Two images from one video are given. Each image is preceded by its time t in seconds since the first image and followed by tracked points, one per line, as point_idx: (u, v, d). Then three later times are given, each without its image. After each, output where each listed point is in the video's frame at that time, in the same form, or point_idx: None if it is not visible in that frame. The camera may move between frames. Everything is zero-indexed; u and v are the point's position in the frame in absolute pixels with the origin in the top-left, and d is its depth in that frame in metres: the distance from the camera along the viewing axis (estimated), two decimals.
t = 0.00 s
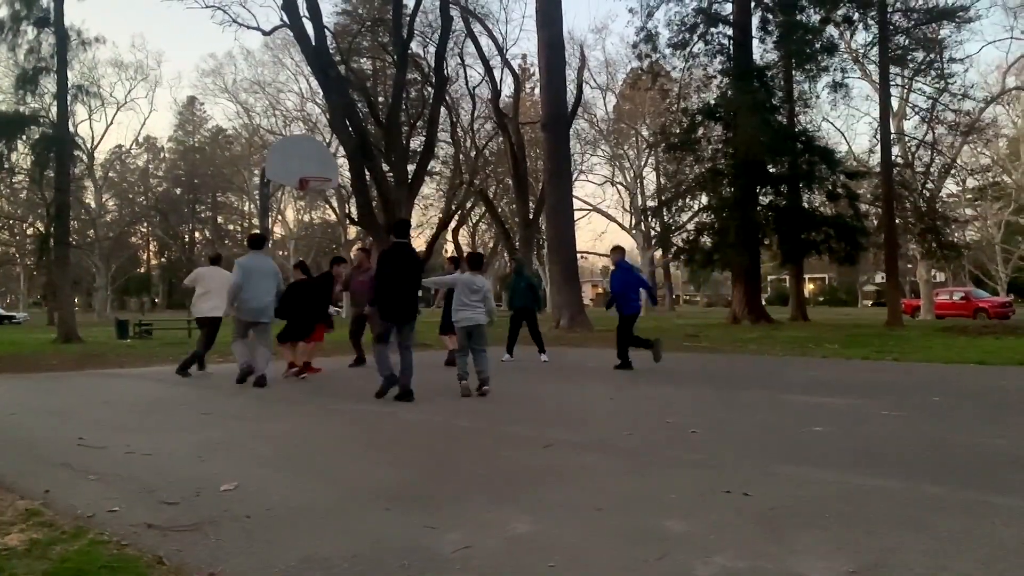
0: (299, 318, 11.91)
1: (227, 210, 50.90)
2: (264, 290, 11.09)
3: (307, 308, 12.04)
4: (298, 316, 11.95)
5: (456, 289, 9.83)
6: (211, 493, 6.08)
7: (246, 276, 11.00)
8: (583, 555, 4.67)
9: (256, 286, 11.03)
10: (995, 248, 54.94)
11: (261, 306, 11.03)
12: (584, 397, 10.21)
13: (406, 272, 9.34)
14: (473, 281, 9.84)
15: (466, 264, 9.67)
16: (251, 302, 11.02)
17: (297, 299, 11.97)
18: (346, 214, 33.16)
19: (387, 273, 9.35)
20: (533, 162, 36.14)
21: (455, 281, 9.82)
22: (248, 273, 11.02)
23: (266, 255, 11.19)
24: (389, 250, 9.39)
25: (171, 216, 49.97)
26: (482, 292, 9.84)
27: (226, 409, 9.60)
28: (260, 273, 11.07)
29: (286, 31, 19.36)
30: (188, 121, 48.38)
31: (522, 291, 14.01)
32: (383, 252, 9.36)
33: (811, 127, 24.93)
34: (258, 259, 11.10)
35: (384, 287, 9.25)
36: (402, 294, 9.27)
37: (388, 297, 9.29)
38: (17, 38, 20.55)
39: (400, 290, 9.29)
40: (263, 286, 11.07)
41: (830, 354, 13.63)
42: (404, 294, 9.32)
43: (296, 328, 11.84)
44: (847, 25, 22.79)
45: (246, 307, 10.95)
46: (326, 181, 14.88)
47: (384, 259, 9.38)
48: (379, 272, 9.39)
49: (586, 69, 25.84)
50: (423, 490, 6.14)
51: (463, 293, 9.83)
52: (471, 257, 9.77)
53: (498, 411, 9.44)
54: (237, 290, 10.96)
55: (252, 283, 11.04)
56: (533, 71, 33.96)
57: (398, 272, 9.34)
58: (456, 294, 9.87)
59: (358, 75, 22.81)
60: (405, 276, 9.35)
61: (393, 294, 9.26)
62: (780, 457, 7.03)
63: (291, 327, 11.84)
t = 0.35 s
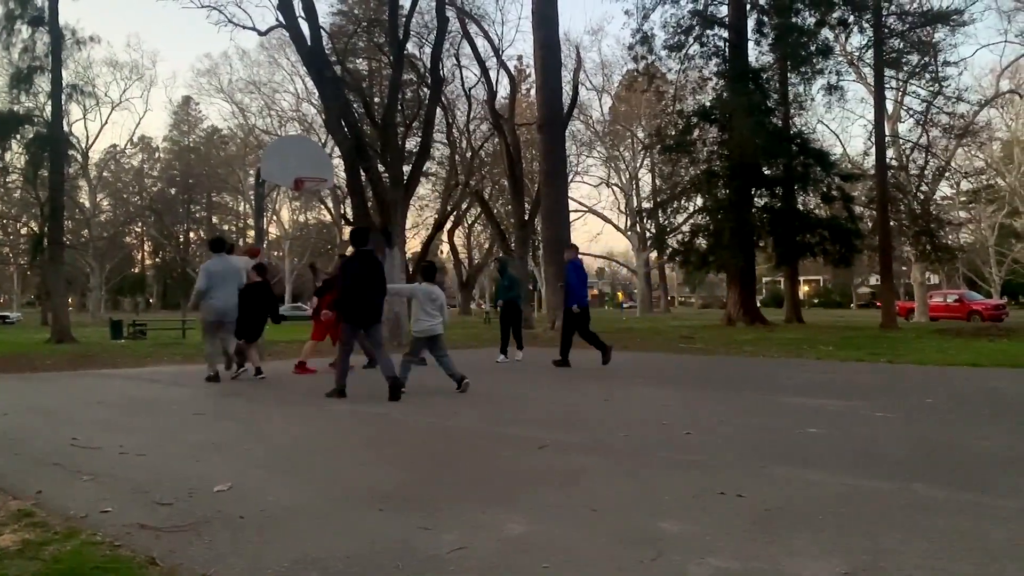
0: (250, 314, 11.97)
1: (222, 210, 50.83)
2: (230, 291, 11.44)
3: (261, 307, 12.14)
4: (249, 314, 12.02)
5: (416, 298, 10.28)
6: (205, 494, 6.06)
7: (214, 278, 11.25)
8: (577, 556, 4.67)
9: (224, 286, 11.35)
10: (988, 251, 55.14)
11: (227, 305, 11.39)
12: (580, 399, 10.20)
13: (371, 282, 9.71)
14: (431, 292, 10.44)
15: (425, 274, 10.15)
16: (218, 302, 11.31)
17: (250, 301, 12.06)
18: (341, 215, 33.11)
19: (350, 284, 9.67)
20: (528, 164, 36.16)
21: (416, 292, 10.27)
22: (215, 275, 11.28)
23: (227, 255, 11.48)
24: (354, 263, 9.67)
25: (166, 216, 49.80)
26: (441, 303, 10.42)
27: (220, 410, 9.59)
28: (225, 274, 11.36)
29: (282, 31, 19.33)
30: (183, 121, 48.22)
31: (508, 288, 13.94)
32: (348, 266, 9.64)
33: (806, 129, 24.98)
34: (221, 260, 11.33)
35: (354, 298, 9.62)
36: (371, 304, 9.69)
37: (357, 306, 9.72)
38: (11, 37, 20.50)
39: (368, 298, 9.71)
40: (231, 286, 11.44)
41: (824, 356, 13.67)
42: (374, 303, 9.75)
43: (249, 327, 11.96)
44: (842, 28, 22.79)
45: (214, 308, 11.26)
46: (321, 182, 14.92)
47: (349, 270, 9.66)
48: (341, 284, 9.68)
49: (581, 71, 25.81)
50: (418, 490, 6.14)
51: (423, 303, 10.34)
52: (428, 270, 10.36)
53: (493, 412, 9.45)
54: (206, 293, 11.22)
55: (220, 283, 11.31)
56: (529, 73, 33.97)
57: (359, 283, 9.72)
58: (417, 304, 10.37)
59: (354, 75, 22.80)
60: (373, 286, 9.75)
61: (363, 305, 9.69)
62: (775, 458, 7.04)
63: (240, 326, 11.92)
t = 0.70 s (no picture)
0: (220, 308, 11.62)
1: (217, 210, 50.68)
2: (198, 289, 11.61)
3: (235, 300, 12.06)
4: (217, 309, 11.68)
5: (380, 287, 10.67)
6: (199, 494, 6.05)
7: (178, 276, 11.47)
8: (572, 556, 4.67)
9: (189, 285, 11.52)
10: (982, 252, 55.29)
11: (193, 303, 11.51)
12: (574, 399, 10.23)
13: (344, 272, 10.19)
14: (395, 281, 10.78)
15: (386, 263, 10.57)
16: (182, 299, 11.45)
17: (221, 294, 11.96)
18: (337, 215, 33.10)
19: (320, 279, 10.16)
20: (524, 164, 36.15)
21: (379, 280, 10.66)
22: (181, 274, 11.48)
23: (195, 253, 11.73)
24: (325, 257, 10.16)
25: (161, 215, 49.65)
26: (406, 290, 10.78)
27: (214, 410, 9.56)
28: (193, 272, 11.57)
29: (279, 30, 19.29)
30: (179, 120, 48.08)
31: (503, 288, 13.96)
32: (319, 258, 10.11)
33: (801, 130, 25.01)
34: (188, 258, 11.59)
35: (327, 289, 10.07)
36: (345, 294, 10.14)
37: (329, 301, 10.13)
38: (6, 36, 20.44)
39: (339, 291, 10.14)
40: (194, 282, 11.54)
41: (819, 357, 13.71)
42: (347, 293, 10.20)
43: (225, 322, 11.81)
44: (838, 30, 22.81)
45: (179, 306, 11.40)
46: (317, 182, 14.92)
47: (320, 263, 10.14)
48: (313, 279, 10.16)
49: (578, 72, 25.79)
50: (413, 491, 6.12)
51: (387, 292, 10.71)
52: (390, 260, 10.83)
53: (488, 412, 9.45)
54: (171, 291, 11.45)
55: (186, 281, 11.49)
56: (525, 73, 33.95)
57: (330, 278, 10.18)
58: (381, 292, 10.72)
59: (350, 75, 22.77)
60: (346, 277, 10.23)
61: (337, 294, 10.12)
62: (770, 459, 7.05)
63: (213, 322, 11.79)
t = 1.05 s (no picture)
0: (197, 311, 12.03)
1: (214, 210, 50.59)
2: (163, 295, 11.57)
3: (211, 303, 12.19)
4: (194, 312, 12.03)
5: (350, 295, 11.02)
6: (196, 494, 6.04)
7: (143, 279, 11.48)
8: (568, 556, 4.67)
9: (155, 288, 11.50)
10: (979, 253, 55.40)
11: (159, 307, 11.46)
12: (572, 399, 10.22)
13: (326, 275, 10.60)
14: (363, 289, 11.12)
15: (357, 269, 11.01)
16: (146, 303, 11.43)
17: (195, 297, 12.07)
18: (335, 215, 33.09)
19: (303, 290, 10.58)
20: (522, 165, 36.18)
21: (349, 287, 11.02)
22: (146, 277, 11.47)
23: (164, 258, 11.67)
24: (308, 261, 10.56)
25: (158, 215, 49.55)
26: (373, 298, 11.12)
27: (211, 410, 9.54)
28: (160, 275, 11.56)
29: (277, 30, 19.28)
30: (176, 120, 47.99)
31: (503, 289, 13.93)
32: (305, 259, 10.53)
33: (799, 132, 25.03)
34: (155, 261, 11.59)
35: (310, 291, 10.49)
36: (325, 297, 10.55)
37: (308, 311, 10.55)
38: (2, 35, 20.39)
39: (317, 301, 10.53)
40: (160, 288, 11.52)
41: (816, 358, 13.72)
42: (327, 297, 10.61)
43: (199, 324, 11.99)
44: (836, 32, 22.85)
45: (143, 309, 11.39)
46: (315, 181, 14.94)
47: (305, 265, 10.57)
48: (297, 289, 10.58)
49: (576, 72, 25.81)
50: (410, 491, 6.12)
51: (355, 300, 11.05)
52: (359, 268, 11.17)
53: (484, 412, 9.44)
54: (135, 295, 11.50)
55: (151, 284, 11.48)
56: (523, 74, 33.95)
57: (310, 289, 10.58)
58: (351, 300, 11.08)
59: (348, 75, 22.76)
60: (326, 284, 10.62)
61: (318, 297, 10.53)
62: (766, 460, 7.06)
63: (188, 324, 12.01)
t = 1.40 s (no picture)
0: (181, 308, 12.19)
1: (213, 209, 50.47)
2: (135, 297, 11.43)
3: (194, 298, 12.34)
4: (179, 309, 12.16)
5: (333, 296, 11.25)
6: (194, 493, 6.03)
7: (116, 280, 11.36)
8: (566, 556, 4.67)
9: (128, 290, 11.36)
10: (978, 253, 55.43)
11: (131, 309, 11.34)
12: (571, 399, 10.21)
13: (316, 274, 10.70)
14: (346, 290, 11.34)
15: (342, 272, 11.24)
16: (119, 305, 11.31)
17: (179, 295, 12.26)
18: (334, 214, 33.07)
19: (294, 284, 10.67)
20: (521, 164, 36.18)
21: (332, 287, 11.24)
22: (120, 279, 11.37)
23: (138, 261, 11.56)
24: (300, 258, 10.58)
25: (157, 214, 49.47)
26: (356, 300, 11.34)
27: (209, 409, 9.53)
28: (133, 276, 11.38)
29: (276, 29, 19.25)
30: (175, 119, 47.91)
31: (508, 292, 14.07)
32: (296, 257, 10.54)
33: (798, 131, 25.01)
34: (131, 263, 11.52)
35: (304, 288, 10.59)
36: (316, 294, 10.69)
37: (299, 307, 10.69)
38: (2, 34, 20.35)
39: (308, 298, 10.66)
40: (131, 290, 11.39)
41: (816, 358, 13.71)
42: (318, 295, 10.75)
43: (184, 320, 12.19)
44: (835, 31, 22.85)
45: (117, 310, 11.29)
46: (314, 181, 14.92)
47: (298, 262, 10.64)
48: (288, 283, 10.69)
49: (575, 71, 25.78)
50: (408, 491, 6.11)
51: (338, 301, 11.30)
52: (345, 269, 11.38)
53: (483, 412, 9.44)
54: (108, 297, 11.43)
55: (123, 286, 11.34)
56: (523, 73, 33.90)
57: (301, 284, 10.67)
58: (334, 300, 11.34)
59: (348, 74, 22.72)
60: (315, 281, 10.70)
61: (310, 295, 10.66)
62: (765, 460, 7.06)
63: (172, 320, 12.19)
